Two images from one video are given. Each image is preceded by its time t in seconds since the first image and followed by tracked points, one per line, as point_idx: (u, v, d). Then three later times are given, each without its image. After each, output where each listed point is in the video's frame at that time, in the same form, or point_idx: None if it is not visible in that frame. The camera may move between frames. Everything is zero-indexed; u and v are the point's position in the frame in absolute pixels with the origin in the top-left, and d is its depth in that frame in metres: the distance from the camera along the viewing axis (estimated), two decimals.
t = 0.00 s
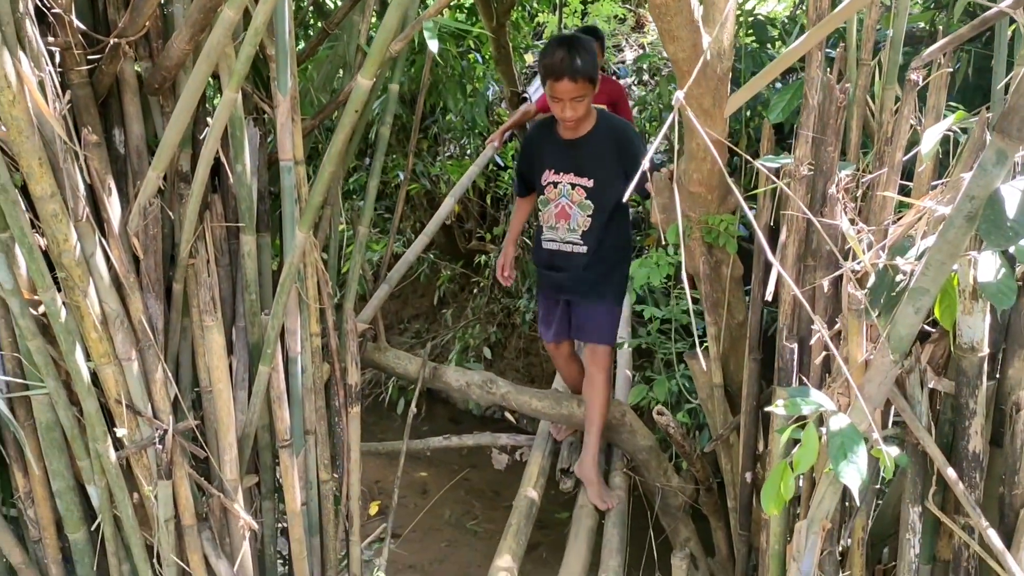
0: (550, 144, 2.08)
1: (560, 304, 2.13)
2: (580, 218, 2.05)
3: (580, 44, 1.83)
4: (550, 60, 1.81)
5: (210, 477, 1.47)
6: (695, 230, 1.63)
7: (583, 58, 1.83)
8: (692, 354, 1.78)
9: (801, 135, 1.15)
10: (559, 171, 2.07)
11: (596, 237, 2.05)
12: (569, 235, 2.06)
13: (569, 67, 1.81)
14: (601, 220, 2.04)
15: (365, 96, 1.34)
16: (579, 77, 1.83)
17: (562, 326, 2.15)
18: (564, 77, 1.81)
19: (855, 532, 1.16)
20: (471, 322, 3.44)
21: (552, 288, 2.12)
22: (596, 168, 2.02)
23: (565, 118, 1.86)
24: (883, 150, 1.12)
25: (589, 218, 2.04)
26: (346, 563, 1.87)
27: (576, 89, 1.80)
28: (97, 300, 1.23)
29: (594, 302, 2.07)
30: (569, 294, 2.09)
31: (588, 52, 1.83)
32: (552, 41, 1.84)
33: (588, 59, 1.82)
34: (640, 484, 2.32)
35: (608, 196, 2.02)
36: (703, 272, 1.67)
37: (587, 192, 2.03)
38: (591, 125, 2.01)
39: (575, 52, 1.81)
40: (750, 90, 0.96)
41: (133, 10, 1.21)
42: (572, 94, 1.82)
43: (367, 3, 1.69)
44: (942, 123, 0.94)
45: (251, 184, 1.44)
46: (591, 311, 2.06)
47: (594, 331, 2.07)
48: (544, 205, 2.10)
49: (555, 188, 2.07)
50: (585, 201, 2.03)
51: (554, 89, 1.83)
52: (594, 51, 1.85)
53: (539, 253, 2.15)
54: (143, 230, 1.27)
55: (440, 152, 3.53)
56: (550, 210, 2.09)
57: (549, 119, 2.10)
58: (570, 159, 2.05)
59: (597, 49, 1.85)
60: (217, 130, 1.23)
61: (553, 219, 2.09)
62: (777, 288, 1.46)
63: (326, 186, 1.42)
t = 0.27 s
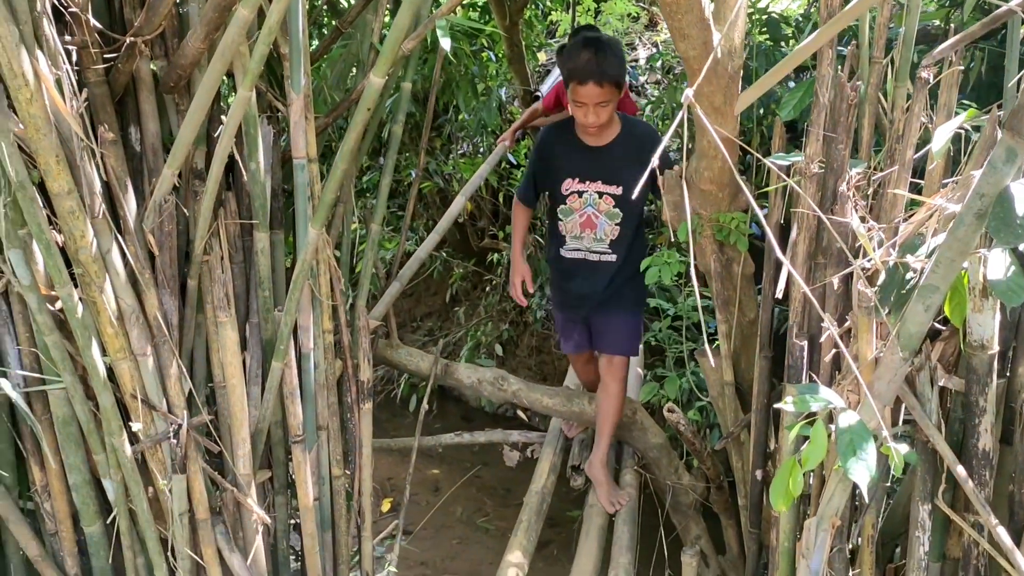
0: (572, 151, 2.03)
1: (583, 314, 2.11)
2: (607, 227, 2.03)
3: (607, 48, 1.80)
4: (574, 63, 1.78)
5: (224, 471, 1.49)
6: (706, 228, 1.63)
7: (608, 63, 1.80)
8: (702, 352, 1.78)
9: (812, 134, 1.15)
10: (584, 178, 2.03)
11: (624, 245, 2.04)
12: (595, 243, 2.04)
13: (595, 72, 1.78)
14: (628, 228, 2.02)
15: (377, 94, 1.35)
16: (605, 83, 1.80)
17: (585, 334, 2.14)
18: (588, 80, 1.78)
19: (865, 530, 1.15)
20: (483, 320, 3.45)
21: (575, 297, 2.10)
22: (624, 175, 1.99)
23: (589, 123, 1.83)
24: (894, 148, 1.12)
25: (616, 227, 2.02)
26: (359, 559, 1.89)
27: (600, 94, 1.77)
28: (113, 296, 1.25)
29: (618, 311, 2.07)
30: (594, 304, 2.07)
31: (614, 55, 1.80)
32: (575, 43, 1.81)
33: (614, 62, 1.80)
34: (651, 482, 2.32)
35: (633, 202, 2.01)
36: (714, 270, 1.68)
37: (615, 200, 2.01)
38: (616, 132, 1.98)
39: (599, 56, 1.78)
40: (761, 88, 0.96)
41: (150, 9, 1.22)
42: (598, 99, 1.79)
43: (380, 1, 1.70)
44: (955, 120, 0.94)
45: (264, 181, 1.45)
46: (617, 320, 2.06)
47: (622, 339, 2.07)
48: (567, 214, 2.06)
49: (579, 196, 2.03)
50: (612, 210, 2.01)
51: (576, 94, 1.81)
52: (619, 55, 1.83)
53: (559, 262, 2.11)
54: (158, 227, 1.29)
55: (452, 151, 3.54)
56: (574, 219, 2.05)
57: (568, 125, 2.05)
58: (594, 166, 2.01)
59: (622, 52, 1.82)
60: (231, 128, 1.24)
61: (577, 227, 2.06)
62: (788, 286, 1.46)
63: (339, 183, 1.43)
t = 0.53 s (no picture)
0: (595, 146, 1.99)
1: (602, 314, 2.06)
2: (629, 223, 1.99)
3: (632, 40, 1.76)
4: (597, 54, 1.75)
5: (237, 464, 1.50)
6: (718, 223, 1.63)
7: (633, 56, 1.77)
8: (714, 348, 1.78)
9: (824, 128, 1.15)
10: (607, 173, 1.98)
11: (646, 242, 2.00)
12: (617, 240, 2.00)
13: (617, 65, 1.75)
14: (651, 225, 1.99)
15: (390, 89, 1.35)
16: (627, 77, 1.76)
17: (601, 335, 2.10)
18: (609, 71, 1.75)
19: (876, 525, 1.16)
20: (495, 316, 3.46)
21: (595, 296, 2.05)
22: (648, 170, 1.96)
23: (607, 117, 1.80)
24: (907, 142, 1.12)
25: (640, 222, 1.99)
26: (371, 553, 1.90)
27: (617, 87, 1.74)
28: (128, 289, 1.26)
29: (637, 310, 2.04)
30: (616, 303, 2.02)
31: (640, 48, 1.77)
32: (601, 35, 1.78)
33: (638, 55, 1.76)
34: (663, 478, 2.32)
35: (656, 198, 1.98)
36: (726, 265, 1.67)
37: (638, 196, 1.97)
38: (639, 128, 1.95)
39: (623, 48, 1.75)
40: (772, 83, 0.96)
41: (165, 4, 1.23)
42: (616, 92, 1.76)
43: None
44: (968, 115, 0.94)
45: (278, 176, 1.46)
46: (637, 319, 2.04)
47: (643, 338, 2.04)
48: (589, 210, 2.01)
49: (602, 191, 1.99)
50: (637, 205, 1.97)
51: (597, 86, 1.77)
52: (647, 48, 1.78)
53: (577, 261, 2.06)
54: (173, 221, 1.30)
55: (465, 147, 3.55)
56: (597, 215, 2.00)
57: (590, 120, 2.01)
58: (618, 160, 1.97)
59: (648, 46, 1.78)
60: (245, 123, 1.25)
61: (599, 224, 2.01)
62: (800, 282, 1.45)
63: (351, 178, 1.44)
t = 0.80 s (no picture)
0: (605, 136, 1.93)
1: (607, 307, 1.98)
2: (639, 217, 1.93)
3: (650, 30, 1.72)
4: (612, 42, 1.71)
5: (247, 455, 1.51)
6: (727, 216, 1.63)
7: (650, 46, 1.72)
8: (722, 341, 1.78)
9: (833, 121, 1.15)
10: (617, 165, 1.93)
11: (655, 238, 1.94)
12: (626, 234, 1.95)
13: (630, 54, 1.71)
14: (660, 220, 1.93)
15: (399, 81, 1.36)
16: (641, 67, 1.72)
17: (602, 330, 2.02)
18: (623, 59, 1.71)
19: (883, 518, 1.16)
20: (504, 310, 3.46)
21: (602, 289, 1.97)
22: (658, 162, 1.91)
23: (618, 107, 1.76)
24: (917, 135, 1.11)
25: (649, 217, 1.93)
26: (380, 545, 1.91)
27: (628, 76, 1.70)
28: (139, 281, 1.27)
29: (646, 307, 1.99)
30: (624, 299, 1.96)
31: (657, 37, 1.72)
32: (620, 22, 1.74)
33: (654, 45, 1.72)
34: (671, 471, 2.32)
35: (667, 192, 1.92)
36: (735, 259, 1.67)
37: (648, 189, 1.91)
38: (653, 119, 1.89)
39: (639, 37, 1.71)
40: (781, 74, 0.96)
41: None
42: (627, 82, 1.72)
43: None
44: (977, 107, 0.94)
45: (287, 169, 1.47)
46: (646, 316, 1.99)
47: (649, 336, 1.99)
48: (598, 202, 1.95)
49: (611, 184, 1.93)
50: (647, 198, 1.92)
51: (610, 74, 1.74)
52: (665, 39, 1.74)
53: (583, 253, 2.00)
54: (183, 213, 1.31)
55: (475, 141, 3.55)
56: (606, 208, 1.94)
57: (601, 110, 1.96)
58: (628, 152, 1.91)
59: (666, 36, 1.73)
60: (254, 115, 1.25)
61: (607, 217, 1.95)
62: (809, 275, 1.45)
63: (360, 170, 1.44)
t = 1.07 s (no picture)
0: (597, 141, 1.90)
1: (611, 316, 1.97)
2: (634, 221, 1.93)
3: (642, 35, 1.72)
4: (604, 46, 1.71)
5: (256, 450, 1.52)
6: (735, 213, 1.63)
7: (641, 53, 1.73)
8: (730, 338, 1.78)
9: (841, 117, 1.15)
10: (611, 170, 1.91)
11: (651, 239, 1.95)
12: (623, 239, 1.94)
13: (623, 58, 1.71)
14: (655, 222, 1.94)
15: (407, 77, 1.36)
16: (632, 72, 1.72)
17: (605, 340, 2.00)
18: (615, 63, 1.71)
19: (890, 514, 1.16)
20: (511, 306, 3.46)
21: (600, 296, 1.96)
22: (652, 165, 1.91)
23: (607, 112, 1.75)
24: (925, 132, 1.11)
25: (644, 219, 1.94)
26: (387, 540, 1.91)
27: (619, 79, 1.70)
28: (149, 276, 1.28)
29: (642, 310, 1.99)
30: (623, 307, 1.96)
31: (649, 43, 1.73)
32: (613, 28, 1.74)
33: (645, 52, 1.72)
34: (678, 468, 2.32)
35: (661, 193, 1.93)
36: (743, 255, 1.67)
37: (644, 192, 1.91)
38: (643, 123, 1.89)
39: (631, 42, 1.71)
40: (788, 71, 0.96)
41: None
42: (618, 86, 1.71)
43: None
44: (987, 103, 0.93)
45: (296, 165, 1.47)
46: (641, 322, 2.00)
47: (649, 342, 2.01)
48: (593, 208, 1.93)
49: (606, 189, 1.91)
50: (642, 201, 1.92)
51: (601, 78, 1.73)
52: (656, 47, 1.75)
53: (579, 260, 1.98)
54: (192, 209, 1.31)
55: (483, 138, 3.55)
56: (602, 214, 1.92)
57: (590, 114, 1.92)
58: (622, 157, 1.90)
59: (657, 44, 1.74)
60: (263, 112, 1.26)
61: (602, 223, 1.93)
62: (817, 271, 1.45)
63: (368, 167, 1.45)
